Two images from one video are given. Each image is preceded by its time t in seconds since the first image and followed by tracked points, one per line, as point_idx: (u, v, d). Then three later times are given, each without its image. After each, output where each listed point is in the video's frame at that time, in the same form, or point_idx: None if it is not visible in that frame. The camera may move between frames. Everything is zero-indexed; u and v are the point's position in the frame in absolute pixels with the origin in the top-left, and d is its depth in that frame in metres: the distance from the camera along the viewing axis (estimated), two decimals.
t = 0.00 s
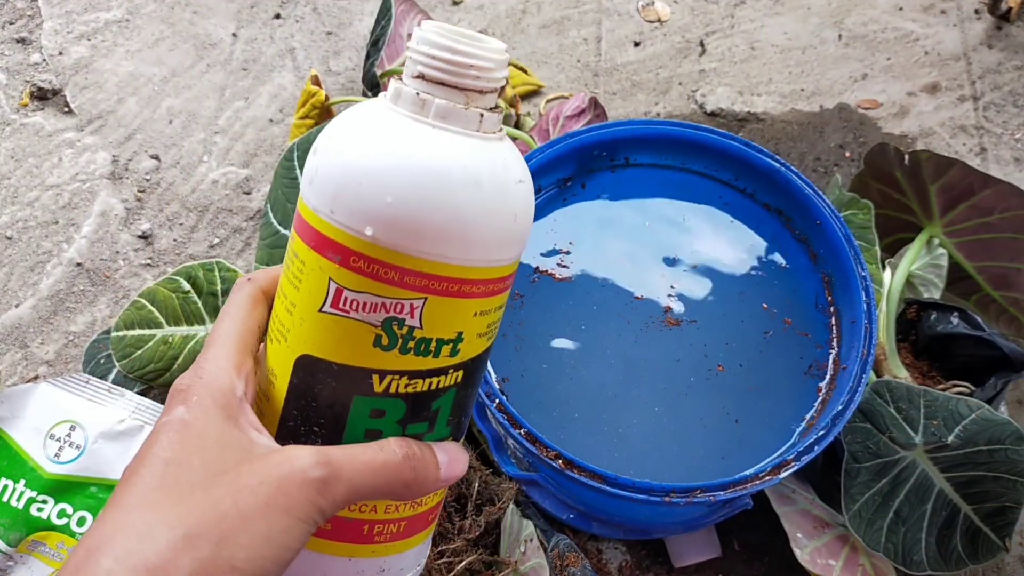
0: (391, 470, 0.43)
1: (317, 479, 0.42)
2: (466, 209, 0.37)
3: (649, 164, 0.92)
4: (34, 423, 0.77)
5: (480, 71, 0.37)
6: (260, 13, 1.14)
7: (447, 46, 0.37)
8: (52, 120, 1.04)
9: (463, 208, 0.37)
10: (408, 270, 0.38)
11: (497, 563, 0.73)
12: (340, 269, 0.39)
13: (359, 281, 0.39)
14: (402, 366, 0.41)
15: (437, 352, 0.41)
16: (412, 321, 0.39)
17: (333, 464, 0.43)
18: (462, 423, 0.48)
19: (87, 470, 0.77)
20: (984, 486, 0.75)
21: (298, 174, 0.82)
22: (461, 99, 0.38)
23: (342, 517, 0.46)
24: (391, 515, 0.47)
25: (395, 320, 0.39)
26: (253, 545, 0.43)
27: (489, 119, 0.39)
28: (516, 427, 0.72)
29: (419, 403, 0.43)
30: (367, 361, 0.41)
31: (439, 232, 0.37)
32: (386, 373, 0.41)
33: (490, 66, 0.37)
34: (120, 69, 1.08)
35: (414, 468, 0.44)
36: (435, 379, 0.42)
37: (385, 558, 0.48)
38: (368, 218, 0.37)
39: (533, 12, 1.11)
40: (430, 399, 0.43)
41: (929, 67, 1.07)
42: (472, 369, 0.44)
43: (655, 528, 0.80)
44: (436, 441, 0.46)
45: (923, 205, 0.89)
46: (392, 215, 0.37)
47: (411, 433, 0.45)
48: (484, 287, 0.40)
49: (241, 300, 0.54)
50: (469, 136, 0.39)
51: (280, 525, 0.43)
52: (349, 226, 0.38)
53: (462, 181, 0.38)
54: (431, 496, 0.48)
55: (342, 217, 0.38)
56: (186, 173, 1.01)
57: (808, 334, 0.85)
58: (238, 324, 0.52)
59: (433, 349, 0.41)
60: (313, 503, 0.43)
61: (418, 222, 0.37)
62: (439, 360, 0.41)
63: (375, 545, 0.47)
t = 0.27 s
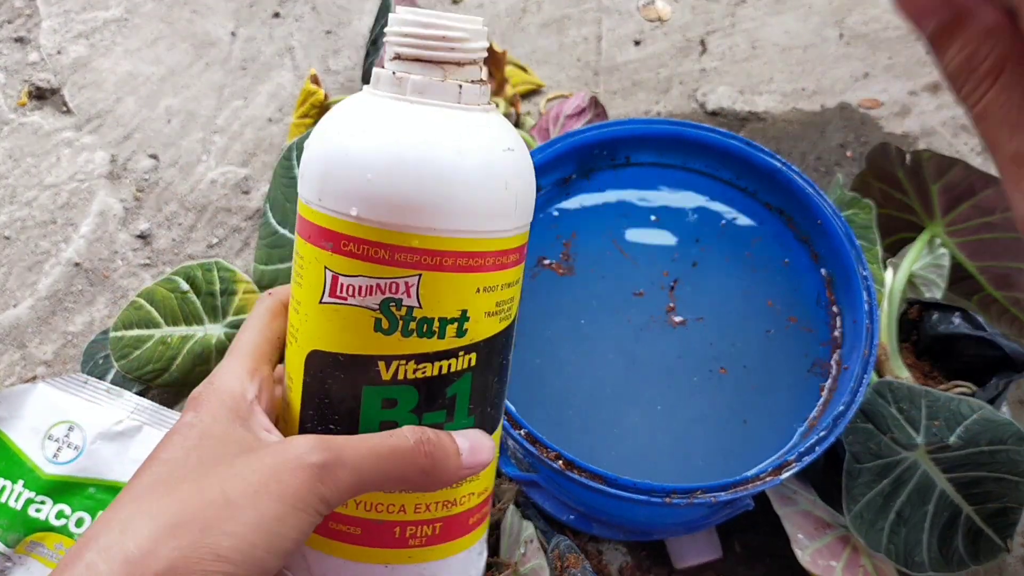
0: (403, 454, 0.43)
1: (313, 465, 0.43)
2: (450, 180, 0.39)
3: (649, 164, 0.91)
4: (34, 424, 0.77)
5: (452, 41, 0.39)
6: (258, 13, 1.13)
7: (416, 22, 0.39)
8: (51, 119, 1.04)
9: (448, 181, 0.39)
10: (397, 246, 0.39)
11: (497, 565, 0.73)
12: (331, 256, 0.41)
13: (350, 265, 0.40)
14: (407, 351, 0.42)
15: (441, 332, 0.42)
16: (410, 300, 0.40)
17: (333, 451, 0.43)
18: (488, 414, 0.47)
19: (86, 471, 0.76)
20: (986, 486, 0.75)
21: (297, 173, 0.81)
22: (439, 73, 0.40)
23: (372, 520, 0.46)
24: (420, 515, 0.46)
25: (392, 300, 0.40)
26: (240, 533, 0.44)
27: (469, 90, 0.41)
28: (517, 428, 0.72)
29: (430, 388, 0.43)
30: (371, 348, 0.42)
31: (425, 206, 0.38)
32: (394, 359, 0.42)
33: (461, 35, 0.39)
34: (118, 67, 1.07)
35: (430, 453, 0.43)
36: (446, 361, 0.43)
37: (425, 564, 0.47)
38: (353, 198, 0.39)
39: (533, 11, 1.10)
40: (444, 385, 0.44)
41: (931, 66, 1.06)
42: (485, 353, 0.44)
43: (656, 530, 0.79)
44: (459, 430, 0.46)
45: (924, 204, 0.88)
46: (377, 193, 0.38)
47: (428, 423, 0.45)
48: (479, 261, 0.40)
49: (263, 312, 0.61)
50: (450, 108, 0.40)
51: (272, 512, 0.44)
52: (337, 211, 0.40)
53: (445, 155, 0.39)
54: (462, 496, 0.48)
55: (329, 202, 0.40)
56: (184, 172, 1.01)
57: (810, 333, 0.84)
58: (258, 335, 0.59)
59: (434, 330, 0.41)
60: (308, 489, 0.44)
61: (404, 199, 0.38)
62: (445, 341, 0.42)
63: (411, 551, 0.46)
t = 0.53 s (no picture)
0: (436, 438, 0.43)
1: (340, 447, 0.45)
2: (461, 155, 0.41)
3: (650, 164, 0.90)
4: (34, 424, 0.77)
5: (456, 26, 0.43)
6: (258, 12, 1.10)
7: (423, 17, 0.43)
8: (51, 119, 1.04)
9: (463, 158, 0.41)
10: (415, 228, 0.42)
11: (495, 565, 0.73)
12: (356, 246, 0.44)
13: (373, 252, 0.43)
14: (436, 334, 0.43)
15: (470, 312, 0.43)
16: (433, 280, 0.42)
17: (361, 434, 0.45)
18: (531, 402, 0.48)
19: (86, 471, 0.77)
20: (986, 486, 0.75)
21: (297, 173, 0.81)
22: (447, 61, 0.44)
23: (418, 514, 0.46)
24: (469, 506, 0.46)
25: (417, 283, 0.43)
26: (263, 515, 0.46)
27: (478, 74, 0.44)
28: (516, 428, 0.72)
29: (465, 373, 0.45)
30: (402, 333, 0.44)
31: (444, 183, 0.41)
32: (425, 344, 0.44)
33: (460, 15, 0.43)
34: (119, 67, 1.06)
35: (465, 434, 0.43)
36: (476, 344, 0.44)
37: (478, 560, 0.46)
38: (371, 185, 0.42)
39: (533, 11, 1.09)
40: (477, 371, 0.45)
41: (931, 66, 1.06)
42: (512, 335, 0.45)
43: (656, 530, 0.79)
44: (500, 416, 0.46)
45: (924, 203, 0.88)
46: (395, 174, 0.41)
47: (467, 410, 0.46)
48: (495, 238, 0.42)
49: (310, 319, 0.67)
50: (457, 90, 0.44)
51: (295, 494, 0.46)
52: (358, 200, 0.43)
53: (458, 133, 0.42)
54: (512, 485, 0.47)
55: (350, 194, 0.43)
56: (184, 172, 1.01)
57: (811, 334, 0.84)
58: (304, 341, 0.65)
59: (460, 310, 0.43)
60: (336, 472, 0.45)
61: (421, 177, 0.41)
62: (476, 321, 0.44)
63: (461, 546, 0.46)
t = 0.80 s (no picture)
0: (434, 407, 0.45)
1: (341, 419, 0.47)
2: (450, 132, 0.44)
3: (650, 164, 0.90)
4: (33, 424, 0.77)
5: (442, 9, 0.46)
6: (259, 13, 1.08)
7: (411, 2, 0.46)
8: (50, 119, 1.03)
9: (451, 135, 0.44)
10: (407, 203, 0.44)
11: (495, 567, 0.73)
12: (352, 225, 0.46)
13: (369, 230, 0.45)
14: (431, 308, 0.46)
15: (464, 285, 0.45)
16: (426, 255, 0.45)
17: (360, 405, 0.47)
18: (528, 374, 0.49)
19: (86, 471, 0.77)
20: (986, 486, 0.75)
21: (297, 173, 0.81)
22: (435, 41, 0.46)
23: (420, 489, 0.47)
24: (467, 480, 0.47)
25: (412, 259, 0.45)
26: (266, 488, 0.47)
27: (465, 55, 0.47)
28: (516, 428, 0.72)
29: (461, 345, 0.47)
30: (399, 309, 0.46)
31: (436, 161, 0.43)
32: (420, 318, 0.46)
33: (451, 3, 0.46)
34: (118, 68, 1.05)
35: (462, 403, 0.45)
36: (473, 317, 0.46)
37: (481, 534, 0.47)
38: (366, 163, 0.45)
39: (533, 11, 1.09)
40: (473, 345, 0.47)
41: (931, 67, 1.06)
42: (506, 310, 0.47)
43: (655, 530, 0.79)
44: (497, 387, 0.48)
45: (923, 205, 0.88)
46: (390, 153, 0.44)
47: (465, 382, 0.48)
48: (485, 212, 0.45)
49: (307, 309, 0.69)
50: (447, 70, 0.46)
51: (298, 468, 0.47)
52: (354, 178, 0.45)
53: (449, 114, 0.44)
54: (509, 459, 0.49)
55: (345, 174, 0.46)
56: (184, 172, 1.02)
57: (810, 332, 0.84)
58: (303, 329, 0.67)
59: (454, 284, 0.45)
60: (338, 445, 0.47)
61: (414, 156, 0.43)
62: (469, 294, 0.46)
63: (464, 520, 0.47)
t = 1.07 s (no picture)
0: (442, 400, 0.45)
1: (350, 412, 0.47)
2: (454, 130, 0.44)
3: (652, 163, 0.89)
4: (33, 424, 0.77)
5: (446, 9, 0.45)
6: (259, 13, 1.08)
7: (414, 2, 0.46)
8: (50, 119, 1.03)
9: (456, 133, 0.44)
10: (414, 200, 0.44)
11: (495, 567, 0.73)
12: (359, 222, 0.46)
13: (375, 227, 0.45)
14: (437, 302, 0.46)
15: (469, 280, 0.45)
16: (432, 250, 0.45)
17: (370, 399, 0.47)
18: (534, 369, 0.49)
19: (86, 471, 0.77)
20: (986, 486, 0.75)
21: (297, 173, 0.81)
22: (438, 40, 0.46)
23: (426, 484, 0.47)
24: (473, 475, 0.47)
25: (418, 254, 0.45)
26: (274, 480, 0.47)
27: (468, 53, 0.47)
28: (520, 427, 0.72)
29: (467, 340, 0.47)
30: (405, 304, 0.46)
31: (441, 158, 0.44)
32: (426, 313, 0.46)
33: (456, 3, 0.46)
34: (118, 67, 1.05)
35: (470, 397, 0.45)
36: (479, 311, 0.46)
37: (487, 528, 0.47)
38: (371, 162, 0.45)
39: (533, 11, 1.09)
40: (478, 338, 0.47)
41: (931, 66, 1.06)
42: (512, 303, 0.47)
43: (656, 531, 0.79)
44: (503, 381, 0.48)
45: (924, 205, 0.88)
46: (394, 150, 0.44)
47: (471, 376, 0.47)
48: (490, 208, 0.45)
49: (314, 308, 0.69)
50: (450, 68, 0.46)
51: (306, 460, 0.47)
52: (359, 177, 0.45)
53: (453, 112, 0.44)
54: (516, 453, 0.49)
55: (350, 173, 0.46)
56: (184, 172, 1.02)
57: (811, 333, 0.84)
58: (310, 327, 0.67)
59: (460, 278, 0.45)
60: (346, 438, 0.47)
61: (418, 154, 0.44)
62: (474, 289, 0.46)
63: (470, 514, 0.47)
